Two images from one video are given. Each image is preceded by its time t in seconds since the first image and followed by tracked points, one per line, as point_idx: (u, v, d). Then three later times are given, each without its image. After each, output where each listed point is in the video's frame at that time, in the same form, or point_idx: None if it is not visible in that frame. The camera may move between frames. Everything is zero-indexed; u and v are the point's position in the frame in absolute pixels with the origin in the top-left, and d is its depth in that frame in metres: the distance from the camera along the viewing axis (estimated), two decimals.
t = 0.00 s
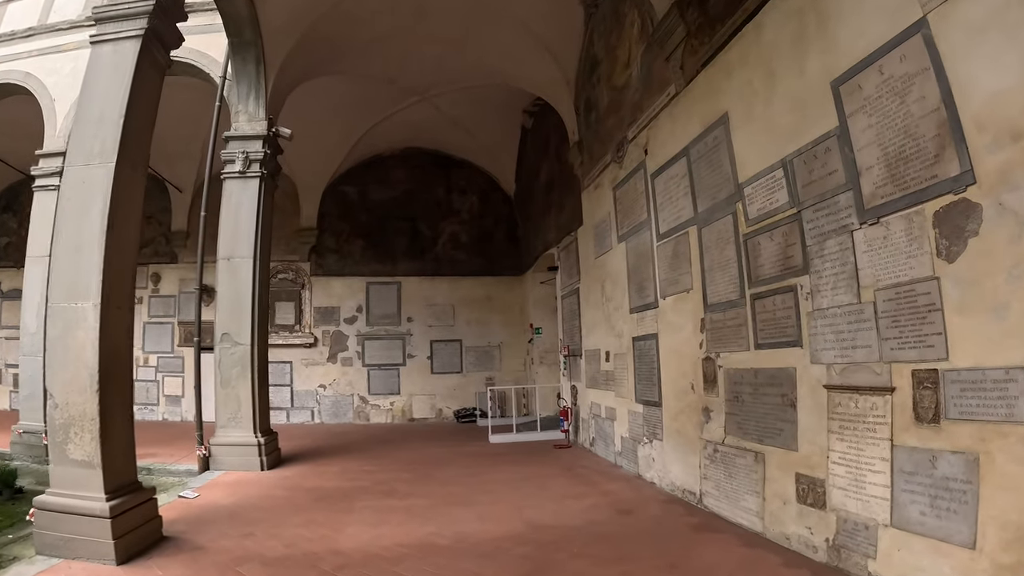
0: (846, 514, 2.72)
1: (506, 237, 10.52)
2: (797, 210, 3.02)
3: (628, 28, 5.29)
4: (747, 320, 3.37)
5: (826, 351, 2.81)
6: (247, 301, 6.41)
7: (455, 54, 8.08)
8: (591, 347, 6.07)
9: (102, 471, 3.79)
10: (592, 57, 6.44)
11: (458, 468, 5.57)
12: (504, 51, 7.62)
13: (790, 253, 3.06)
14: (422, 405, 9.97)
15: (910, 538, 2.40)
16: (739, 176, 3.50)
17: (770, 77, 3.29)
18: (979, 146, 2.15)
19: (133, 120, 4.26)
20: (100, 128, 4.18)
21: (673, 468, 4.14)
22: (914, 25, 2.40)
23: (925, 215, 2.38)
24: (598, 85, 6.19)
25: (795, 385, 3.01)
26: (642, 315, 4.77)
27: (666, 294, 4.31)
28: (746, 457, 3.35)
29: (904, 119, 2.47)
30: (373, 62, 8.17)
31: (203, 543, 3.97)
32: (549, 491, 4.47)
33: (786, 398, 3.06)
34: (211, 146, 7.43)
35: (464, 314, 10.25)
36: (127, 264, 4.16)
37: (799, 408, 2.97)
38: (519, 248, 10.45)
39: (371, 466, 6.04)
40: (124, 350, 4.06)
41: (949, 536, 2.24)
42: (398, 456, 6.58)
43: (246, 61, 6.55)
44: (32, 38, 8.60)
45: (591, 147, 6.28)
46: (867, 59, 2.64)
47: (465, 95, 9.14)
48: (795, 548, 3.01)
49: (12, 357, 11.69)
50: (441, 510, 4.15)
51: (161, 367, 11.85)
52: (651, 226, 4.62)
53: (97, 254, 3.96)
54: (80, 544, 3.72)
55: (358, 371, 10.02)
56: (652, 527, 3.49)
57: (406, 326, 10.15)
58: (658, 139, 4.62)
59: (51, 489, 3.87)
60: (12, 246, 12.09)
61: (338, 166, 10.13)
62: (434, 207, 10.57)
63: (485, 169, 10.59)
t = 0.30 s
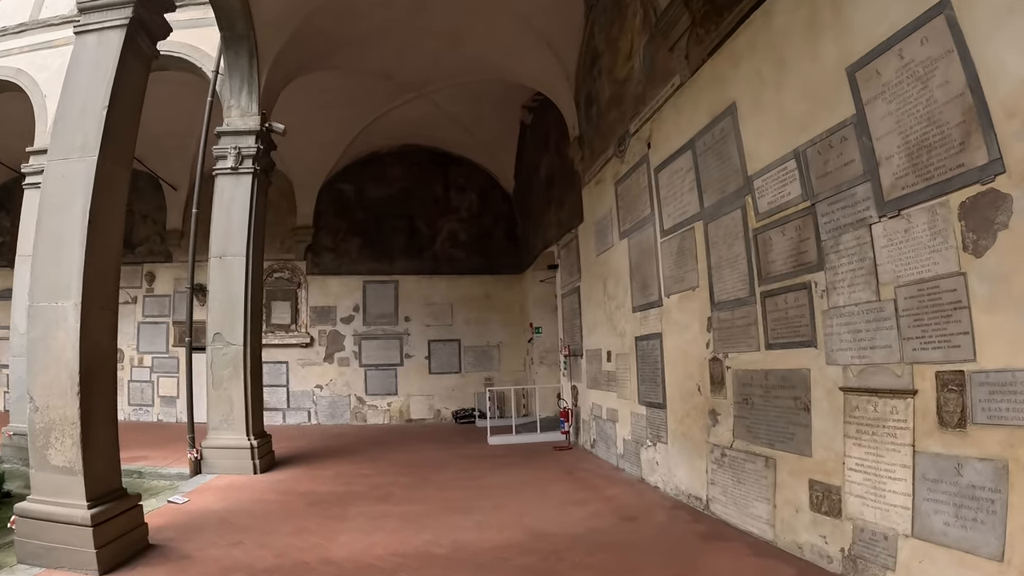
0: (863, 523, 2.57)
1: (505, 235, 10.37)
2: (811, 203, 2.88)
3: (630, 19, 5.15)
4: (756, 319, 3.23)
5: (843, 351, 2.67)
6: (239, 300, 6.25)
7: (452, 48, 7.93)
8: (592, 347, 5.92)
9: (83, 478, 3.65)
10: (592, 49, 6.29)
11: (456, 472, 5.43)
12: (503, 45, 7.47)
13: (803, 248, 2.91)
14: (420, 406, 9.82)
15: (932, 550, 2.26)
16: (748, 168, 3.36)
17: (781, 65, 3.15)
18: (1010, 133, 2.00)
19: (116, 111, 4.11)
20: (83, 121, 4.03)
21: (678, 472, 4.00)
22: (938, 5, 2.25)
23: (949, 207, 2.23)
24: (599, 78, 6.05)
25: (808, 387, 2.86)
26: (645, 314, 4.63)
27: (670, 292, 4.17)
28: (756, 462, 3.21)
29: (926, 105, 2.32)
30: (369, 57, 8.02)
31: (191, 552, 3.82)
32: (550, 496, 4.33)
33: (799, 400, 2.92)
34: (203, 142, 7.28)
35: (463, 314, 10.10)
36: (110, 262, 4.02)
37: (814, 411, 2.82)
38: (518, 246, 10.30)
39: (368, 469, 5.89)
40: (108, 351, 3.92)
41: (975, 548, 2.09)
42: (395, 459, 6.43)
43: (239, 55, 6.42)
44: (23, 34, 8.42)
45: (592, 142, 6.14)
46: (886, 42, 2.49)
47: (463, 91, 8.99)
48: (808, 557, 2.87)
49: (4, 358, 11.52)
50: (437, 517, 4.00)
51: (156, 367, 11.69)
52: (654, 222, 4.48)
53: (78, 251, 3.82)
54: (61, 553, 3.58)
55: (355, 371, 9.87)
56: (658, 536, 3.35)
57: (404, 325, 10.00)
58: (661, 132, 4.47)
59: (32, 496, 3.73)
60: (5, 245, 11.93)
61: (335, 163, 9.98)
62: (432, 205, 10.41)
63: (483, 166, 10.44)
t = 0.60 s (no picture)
0: (880, 530, 2.41)
1: (502, 232, 10.19)
2: (823, 189, 2.71)
3: (629, 5, 4.97)
4: (764, 314, 3.06)
5: (858, 346, 2.50)
6: (228, 296, 6.07)
7: (449, 40, 7.74)
8: (590, 344, 5.75)
9: (57, 479, 3.48)
10: (591, 39, 6.11)
11: (450, 473, 5.25)
12: (500, 36, 7.29)
13: (814, 237, 2.74)
14: (416, 405, 9.64)
15: (955, 560, 2.09)
16: (754, 155, 3.19)
17: (788, 44, 2.97)
18: None
19: (95, 97, 3.93)
20: (61, 107, 3.85)
21: (680, 475, 3.83)
22: None
23: (974, 189, 2.06)
24: (597, 68, 5.87)
25: (820, 384, 2.69)
26: (645, 310, 4.46)
27: (672, 286, 4.00)
28: (763, 465, 3.04)
29: (947, 81, 2.14)
30: (363, 49, 7.83)
31: (169, 558, 3.65)
32: (547, 499, 4.16)
33: (810, 400, 2.75)
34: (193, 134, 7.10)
35: (460, 311, 9.93)
36: (87, 256, 3.84)
37: (826, 411, 2.66)
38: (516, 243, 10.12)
39: (360, 469, 5.71)
40: (83, 347, 3.75)
41: (1003, 558, 1.92)
42: (388, 459, 6.26)
43: (229, 46, 6.25)
44: (13, 27, 8.17)
45: (590, 133, 5.97)
46: (902, 15, 2.31)
47: (460, 84, 8.81)
48: (818, 566, 2.70)
49: None
50: (428, 521, 3.82)
51: (148, 366, 11.51)
52: (655, 214, 4.31)
53: (52, 244, 3.65)
54: (33, 558, 3.41)
55: (350, 370, 9.69)
56: (660, 542, 3.18)
57: (399, 323, 9.82)
58: (662, 120, 4.30)
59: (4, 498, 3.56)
60: None
61: (329, 158, 9.79)
62: (428, 201, 10.23)
63: (481, 161, 10.26)
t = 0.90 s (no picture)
0: (896, 546, 2.23)
1: (498, 229, 10.00)
2: (835, 179, 2.54)
3: None
4: (770, 313, 2.89)
5: (874, 348, 2.33)
6: (214, 295, 5.88)
7: (443, 32, 7.55)
8: (587, 344, 5.57)
9: (25, 484, 3.29)
10: (588, 30, 5.93)
11: (441, 477, 5.07)
12: (496, 29, 7.11)
13: (825, 231, 2.57)
14: (410, 406, 9.46)
15: None
16: (760, 144, 3.01)
17: (796, 26, 2.79)
18: None
19: (69, 87, 3.74)
20: (32, 96, 3.66)
21: (680, 482, 3.66)
22: None
23: (1003, 176, 1.88)
24: (595, 59, 5.69)
25: (832, 388, 2.52)
26: (644, 309, 4.28)
27: (672, 284, 3.82)
28: (769, 473, 2.87)
29: (972, 60, 1.97)
30: (355, 41, 7.64)
31: (143, 568, 3.46)
32: (541, 506, 3.98)
33: (820, 405, 2.58)
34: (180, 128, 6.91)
35: (454, 310, 9.75)
36: (59, 251, 3.64)
37: (838, 418, 2.48)
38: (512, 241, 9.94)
39: (348, 472, 5.52)
40: (54, 346, 3.55)
41: None
42: (379, 462, 6.07)
43: (217, 37, 6.08)
44: None
45: (588, 127, 5.79)
46: None
47: (455, 78, 8.62)
48: None
49: None
50: (416, 529, 3.64)
51: (139, 365, 11.30)
52: (654, 208, 4.13)
53: (20, 238, 3.45)
54: None
55: (343, 370, 9.50)
56: (659, 554, 3.00)
57: (393, 322, 9.63)
58: (662, 111, 4.12)
59: None
60: None
61: (322, 154, 9.59)
62: (423, 198, 10.04)
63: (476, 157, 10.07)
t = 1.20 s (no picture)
0: (915, 554, 2.10)
1: (495, 226, 9.86)
2: (848, 164, 2.41)
3: None
4: (778, 307, 2.75)
5: (892, 343, 2.19)
6: (203, 292, 5.73)
7: (440, 25, 7.41)
8: (586, 342, 5.43)
9: None
10: (587, 21, 5.78)
11: (436, 478, 4.92)
12: (493, 22, 6.96)
13: (838, 219, 2.44)
14: (405, 406, 9.31)
15: None
16: (767, 131, 2.88)
17: (805, 6, 2.65)
18: None
19: (48, 75, 3.57)
20: (9, 82, 3.49)
21: (683, 485, 3.52)
22: None
23: None
24: (593, 50, 5.54)
25: (845, 386, 2.38)
26: (645, 305, 4.14)
27: (674, 279, 3.68)
28: (777, 476, 2.74)
29: (997, 32, 1.82)
30: (350, 35, 7.49)
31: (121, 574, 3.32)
32: (538, 510, 3.83)
33: (833, 405, 2.44)
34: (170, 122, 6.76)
35: (451, 309, 9.60)
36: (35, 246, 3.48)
37: (852, 418, 2.35)
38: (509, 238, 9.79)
39: (340, 472, 5.36)
40: (30, 343, 3.38)
41: None
42: (372, 463, 5.93)
43: (207, 28, 5.94)
44: None
45: (586, 120, 5.65)
46: None
47: (452, 73, 8.47)
48: None
49: None
50: (408, 534, 3.50)
51: (131, 364, 11.13)
52: (655, 201, 4.00)
53: None
54: None
55: (337, 369, 9.35)
56: (662, 561, 2.86)
57: (389, 320, 9.48)
58: (663, 100, 3.98)
59: None
60: None
61: (317, 150, 9.44)
62: (419, 195, 9.89)
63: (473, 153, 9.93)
